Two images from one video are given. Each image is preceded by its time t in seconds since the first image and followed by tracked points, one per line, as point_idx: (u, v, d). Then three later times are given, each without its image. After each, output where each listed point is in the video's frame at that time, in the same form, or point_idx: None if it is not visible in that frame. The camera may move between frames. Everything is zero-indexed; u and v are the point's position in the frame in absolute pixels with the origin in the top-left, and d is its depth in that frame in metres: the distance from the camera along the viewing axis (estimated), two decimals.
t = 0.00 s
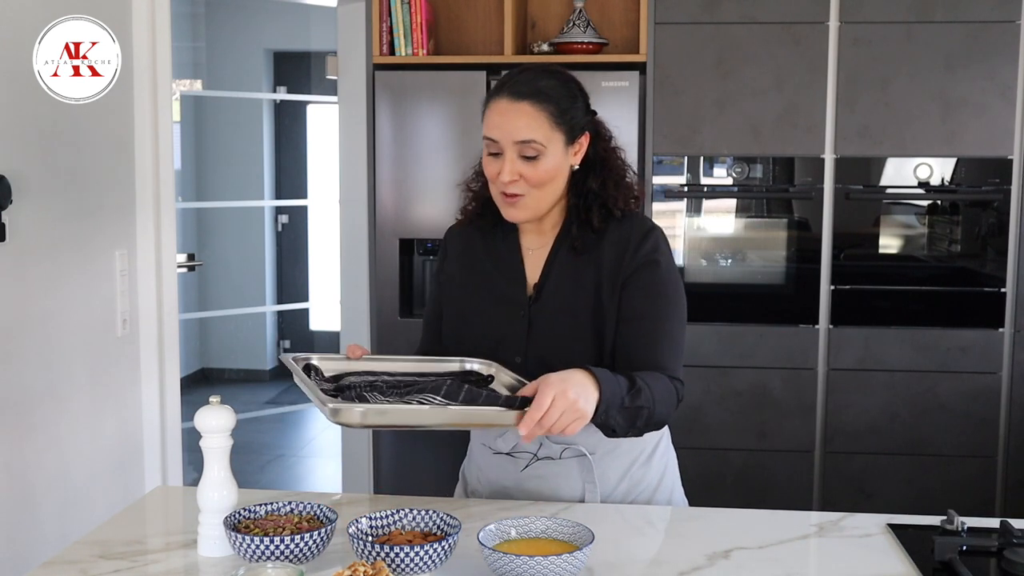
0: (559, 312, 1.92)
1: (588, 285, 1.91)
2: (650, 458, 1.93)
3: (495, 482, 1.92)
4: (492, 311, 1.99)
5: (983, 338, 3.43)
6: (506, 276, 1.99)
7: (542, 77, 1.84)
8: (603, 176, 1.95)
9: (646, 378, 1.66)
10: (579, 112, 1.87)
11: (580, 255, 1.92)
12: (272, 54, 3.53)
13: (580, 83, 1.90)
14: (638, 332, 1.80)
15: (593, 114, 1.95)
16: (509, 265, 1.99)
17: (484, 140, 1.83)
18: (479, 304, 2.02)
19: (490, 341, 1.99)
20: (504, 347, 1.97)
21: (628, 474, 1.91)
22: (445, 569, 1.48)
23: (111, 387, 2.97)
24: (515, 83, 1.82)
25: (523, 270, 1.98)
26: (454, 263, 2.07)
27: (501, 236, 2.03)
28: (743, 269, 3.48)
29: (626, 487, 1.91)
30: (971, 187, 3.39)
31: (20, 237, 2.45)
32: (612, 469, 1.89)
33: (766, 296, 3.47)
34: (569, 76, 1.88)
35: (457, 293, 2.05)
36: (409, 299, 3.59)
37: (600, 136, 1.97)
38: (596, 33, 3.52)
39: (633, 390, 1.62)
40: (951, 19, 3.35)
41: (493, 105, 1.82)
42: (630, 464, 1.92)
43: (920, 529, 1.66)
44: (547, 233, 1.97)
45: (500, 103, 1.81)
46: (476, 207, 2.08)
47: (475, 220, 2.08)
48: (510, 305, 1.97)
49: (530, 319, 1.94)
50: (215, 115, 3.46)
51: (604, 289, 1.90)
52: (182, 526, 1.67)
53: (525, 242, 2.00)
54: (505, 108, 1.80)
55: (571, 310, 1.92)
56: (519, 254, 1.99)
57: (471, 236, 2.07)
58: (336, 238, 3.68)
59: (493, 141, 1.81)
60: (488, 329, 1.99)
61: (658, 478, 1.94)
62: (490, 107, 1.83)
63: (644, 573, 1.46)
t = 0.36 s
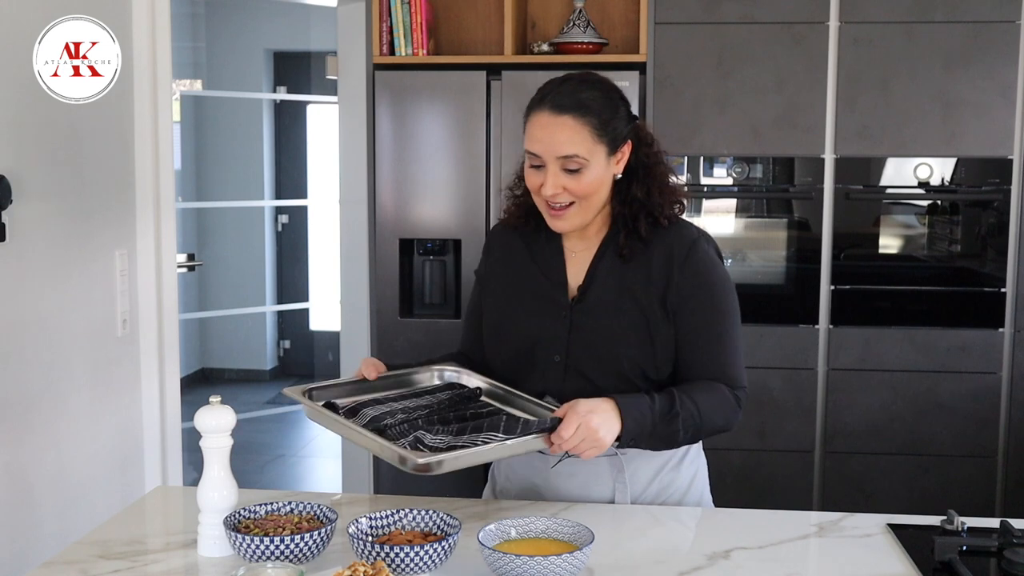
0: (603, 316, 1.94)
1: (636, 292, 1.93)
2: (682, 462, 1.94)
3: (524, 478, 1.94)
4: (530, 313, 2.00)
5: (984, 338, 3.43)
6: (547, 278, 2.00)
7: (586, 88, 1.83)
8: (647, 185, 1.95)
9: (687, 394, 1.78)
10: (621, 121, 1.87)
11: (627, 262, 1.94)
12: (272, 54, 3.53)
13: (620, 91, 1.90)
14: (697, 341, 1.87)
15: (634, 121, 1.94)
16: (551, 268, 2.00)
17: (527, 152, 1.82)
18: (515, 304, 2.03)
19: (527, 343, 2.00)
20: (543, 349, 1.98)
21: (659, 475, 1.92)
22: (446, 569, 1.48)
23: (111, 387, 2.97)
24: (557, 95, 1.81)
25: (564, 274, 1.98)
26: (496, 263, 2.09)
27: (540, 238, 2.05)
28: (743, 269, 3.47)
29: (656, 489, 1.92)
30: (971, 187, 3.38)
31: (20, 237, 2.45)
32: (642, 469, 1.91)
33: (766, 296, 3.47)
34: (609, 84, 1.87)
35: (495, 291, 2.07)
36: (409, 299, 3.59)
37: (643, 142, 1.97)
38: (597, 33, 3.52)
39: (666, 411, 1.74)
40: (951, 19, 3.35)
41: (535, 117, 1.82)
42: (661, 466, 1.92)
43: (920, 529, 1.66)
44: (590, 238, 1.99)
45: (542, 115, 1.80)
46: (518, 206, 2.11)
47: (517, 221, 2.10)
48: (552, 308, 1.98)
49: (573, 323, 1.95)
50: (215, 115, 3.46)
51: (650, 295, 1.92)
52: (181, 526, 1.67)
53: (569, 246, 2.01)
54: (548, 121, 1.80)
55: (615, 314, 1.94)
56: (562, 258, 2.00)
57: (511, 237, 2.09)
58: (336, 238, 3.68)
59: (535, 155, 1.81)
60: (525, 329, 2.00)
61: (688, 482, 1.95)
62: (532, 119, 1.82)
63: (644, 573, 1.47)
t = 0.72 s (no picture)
0: (618, 315, 1.93)
1: (651, 293, 1.92)
2: (690, 464, 1.94)
3: (532, 477, 1.95)
4: (545, 311, 2.00)
5: (984, 339, 3.43)
6: (564, 277, 2.00)
7: (609, 87, 1.82)
8: (667, 183, 1.96)
9: (700, 404, 1.81)
10: (644, 120, 1.86)
11: (643, 262, 1.93)
12: (272, 54, 3.53)
13: (644, 89, 1.90)
14: (714, 342, 1.87)
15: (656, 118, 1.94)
16: (569, 266, 2.00)
17: (551, 153, 1.83)
18: (530, 301, 2.03)
19: (540, 341, 2.00)
20: (556, 348, 1.98)
21: (667, 476, 1.92)
22: (446, 570, 1.48)
23: (111, 387, 2.97)
24: (581, 95, 1.81)
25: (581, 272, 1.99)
26: (513, 261, 2.09)
27: (559, 235, 2.05)
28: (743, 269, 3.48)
29: (664, 489, 1.91)
30: (971, 187, 3.38)
31: (20, 237, 2.45)
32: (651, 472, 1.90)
33: (765, 296, 3.47)
34: (631, 83, 1.87)
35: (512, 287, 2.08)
36: (409, 300, 3.59)
37: (666, 139, 1.98)
38: (597, 33, 3.52)
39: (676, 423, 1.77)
40: (950, 19, 3.35)
41: (559, 118, 1.82)
42: (669, 467, 1.92)
43: (921, 529, 1.66)
44: (609, 237, 1.99)
45: (567, 117, 1.80)
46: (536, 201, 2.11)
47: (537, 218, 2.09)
48: (566, 306, 1.98)
49: (587, 323, 1.95)
50: (216, 115, 3.46)
51: (665, 296, 1.91)
52: (182, 526, 1.67)
53: (587, 244, 2.02)
54: (573, 123, 1.79)
55: (631, 314, 1.93)
56: (578, 256, 2.00)
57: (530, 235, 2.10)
58: (336, 238, 3.68)
59: (561, 157, 1.81)
60: (540, 325, 2.00)
61: (697, 484, 1.94)
62: (556, 120, 1.82)
63: (645, 573, 1.47)
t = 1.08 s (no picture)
0: (586, 315, 1.92)
1: (614, 290, 1.90)
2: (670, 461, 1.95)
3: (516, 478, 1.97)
4: (516, 314, 1.99)
5: (984, 339, 3.43)
6: (534, 278, 1.98)
7: (577, 85, 1.81)
8: (634, 177, 1.95)
9: (660, 433, 1.65)
10: (614, 118, 1.85)
11: (608, 260, 1.92)
12: (272, 54, 3.53)
13: (612, 85, 1.88)
14: (665, 341, 1.80)
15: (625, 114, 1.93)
16: (539, 267, 1.98)
17: (521, 151, 1.81)
18: (502, 305, 2.01)
19: (514, 345, 1.98)
20: (530, 351, 1.96)
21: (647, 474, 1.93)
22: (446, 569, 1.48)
23: (111, 386, 2.97)
24: (551, 93, 1.79)
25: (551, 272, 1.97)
26: (485, 263, 2.07)
27: (531, 233, 2.03)
28: (743, 269, 3.48)
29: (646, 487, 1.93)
30: (971, 187, 3.38)
31: (20, 237, 2.45)
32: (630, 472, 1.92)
33: (765, 296, 3.47)
34: (600, 79, 1.85)
35: (485, 290, 2.05)
36: (409, 300, 3.60)
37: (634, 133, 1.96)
38: (596, 33, 3.52)
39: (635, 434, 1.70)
40: (950, 19, 3.35)
41: (529, 117, 1.79)
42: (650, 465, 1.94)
43: (921, 529, 1.66)
44: (578, 235, 1.97)
45: (537, 115, 1.78)
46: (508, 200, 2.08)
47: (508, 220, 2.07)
48: (537, 309, 1.96)
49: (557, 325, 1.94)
50: (216, 115, 3.46)
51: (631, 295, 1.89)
52: (181, 526, 1.67)
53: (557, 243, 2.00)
54: (543, 121, 1.77)
55: (599, 314, 1.91)
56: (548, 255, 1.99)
57: (502, 237, 2.07)
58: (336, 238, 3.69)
59: (532, 156, 1.79)
60: (513, 330, 1.99)
61: (678, 481, 1.96)
62: (526, 118, 1.80)
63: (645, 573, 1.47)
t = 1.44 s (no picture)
0: (565, 329, 1.87)
1: (591, 301, 1.86)
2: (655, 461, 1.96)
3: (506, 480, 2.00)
4: (496, 327, 1.94)
5: (984, 339, 3.43)
6: (512, 291, 1.93)
7: (550, 91, 1.74)
8: (604, 185, 1.90)
9: (643, 446, 1.64)
10: (589, 123, 1.79)
11: (584, 270, 1.87)
12: (272, 54, 3.53)
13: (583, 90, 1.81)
14: (642, 352, 1.77)
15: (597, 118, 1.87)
16: (517, 279, 1.93)
17: (498, 162, 1.73)
18: (481, 320, 1.96)
19: (494, 357, 1.94)
20: (510, 365, 1.92)
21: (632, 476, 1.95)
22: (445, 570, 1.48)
23: (111, 386, 2.97)
24: (526, 100, 1.72)
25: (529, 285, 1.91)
26: (461, 272, 2.01)
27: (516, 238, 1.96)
28: (743, 269, 3.48)
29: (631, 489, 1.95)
30: (971, 187, 3.38)
31: (20, 237, 2.45)
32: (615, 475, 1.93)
33: (765, 296, 3.48)
34: (571, 85, 1.79)
35: (462, 305, 1.99)
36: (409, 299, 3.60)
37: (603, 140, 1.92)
38: (596, 33, 3.52)
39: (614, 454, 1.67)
40: (951, 19, 3.35)
41: (504, 125, 1.72)
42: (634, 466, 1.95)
43: (920, 530, 1.66)
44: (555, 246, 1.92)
45: (514, 123, 1.71)
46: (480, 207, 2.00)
47: (479, 232, 1.98)
48: (516, 322, 1.91)
49: (537, 339, 1.89)
50: (215, 115, 3.46)
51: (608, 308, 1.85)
52: (181, 526, 1.67)
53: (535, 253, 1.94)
54: (520, 130, 1.70)
55: (578, 327, 1.87)
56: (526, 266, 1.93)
57: (475, 249, 2.00)
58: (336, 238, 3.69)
59: (510, 166, 1.71)
60: (493, 346, 1.94)
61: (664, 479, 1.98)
62: (501, 127, 1.72)
63: (644, 573, 1.47)
